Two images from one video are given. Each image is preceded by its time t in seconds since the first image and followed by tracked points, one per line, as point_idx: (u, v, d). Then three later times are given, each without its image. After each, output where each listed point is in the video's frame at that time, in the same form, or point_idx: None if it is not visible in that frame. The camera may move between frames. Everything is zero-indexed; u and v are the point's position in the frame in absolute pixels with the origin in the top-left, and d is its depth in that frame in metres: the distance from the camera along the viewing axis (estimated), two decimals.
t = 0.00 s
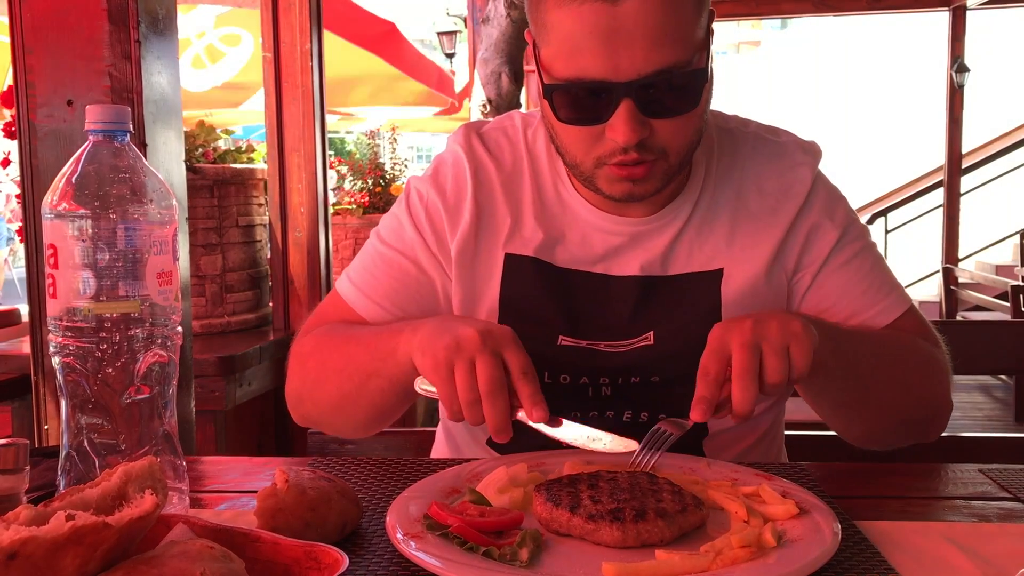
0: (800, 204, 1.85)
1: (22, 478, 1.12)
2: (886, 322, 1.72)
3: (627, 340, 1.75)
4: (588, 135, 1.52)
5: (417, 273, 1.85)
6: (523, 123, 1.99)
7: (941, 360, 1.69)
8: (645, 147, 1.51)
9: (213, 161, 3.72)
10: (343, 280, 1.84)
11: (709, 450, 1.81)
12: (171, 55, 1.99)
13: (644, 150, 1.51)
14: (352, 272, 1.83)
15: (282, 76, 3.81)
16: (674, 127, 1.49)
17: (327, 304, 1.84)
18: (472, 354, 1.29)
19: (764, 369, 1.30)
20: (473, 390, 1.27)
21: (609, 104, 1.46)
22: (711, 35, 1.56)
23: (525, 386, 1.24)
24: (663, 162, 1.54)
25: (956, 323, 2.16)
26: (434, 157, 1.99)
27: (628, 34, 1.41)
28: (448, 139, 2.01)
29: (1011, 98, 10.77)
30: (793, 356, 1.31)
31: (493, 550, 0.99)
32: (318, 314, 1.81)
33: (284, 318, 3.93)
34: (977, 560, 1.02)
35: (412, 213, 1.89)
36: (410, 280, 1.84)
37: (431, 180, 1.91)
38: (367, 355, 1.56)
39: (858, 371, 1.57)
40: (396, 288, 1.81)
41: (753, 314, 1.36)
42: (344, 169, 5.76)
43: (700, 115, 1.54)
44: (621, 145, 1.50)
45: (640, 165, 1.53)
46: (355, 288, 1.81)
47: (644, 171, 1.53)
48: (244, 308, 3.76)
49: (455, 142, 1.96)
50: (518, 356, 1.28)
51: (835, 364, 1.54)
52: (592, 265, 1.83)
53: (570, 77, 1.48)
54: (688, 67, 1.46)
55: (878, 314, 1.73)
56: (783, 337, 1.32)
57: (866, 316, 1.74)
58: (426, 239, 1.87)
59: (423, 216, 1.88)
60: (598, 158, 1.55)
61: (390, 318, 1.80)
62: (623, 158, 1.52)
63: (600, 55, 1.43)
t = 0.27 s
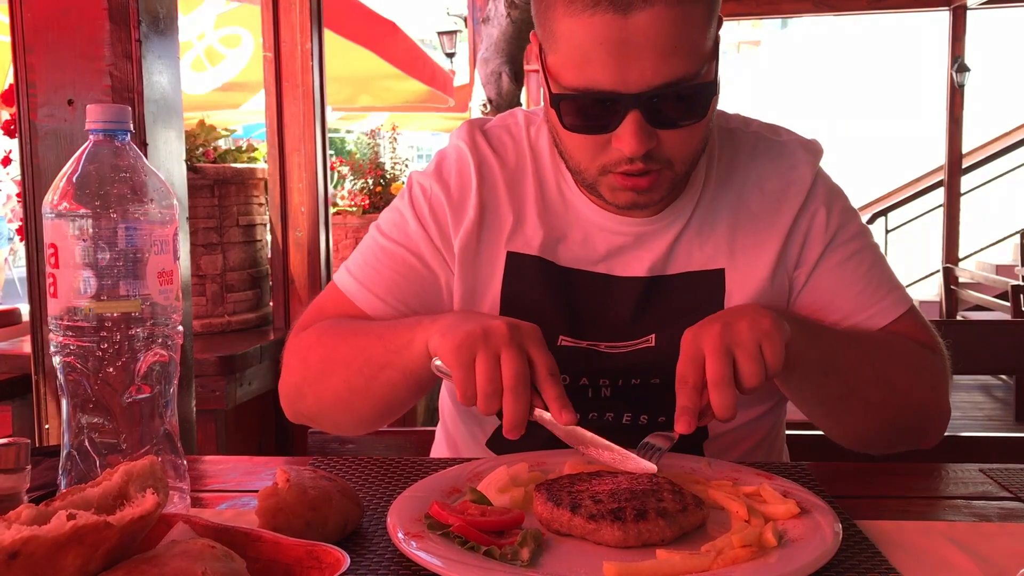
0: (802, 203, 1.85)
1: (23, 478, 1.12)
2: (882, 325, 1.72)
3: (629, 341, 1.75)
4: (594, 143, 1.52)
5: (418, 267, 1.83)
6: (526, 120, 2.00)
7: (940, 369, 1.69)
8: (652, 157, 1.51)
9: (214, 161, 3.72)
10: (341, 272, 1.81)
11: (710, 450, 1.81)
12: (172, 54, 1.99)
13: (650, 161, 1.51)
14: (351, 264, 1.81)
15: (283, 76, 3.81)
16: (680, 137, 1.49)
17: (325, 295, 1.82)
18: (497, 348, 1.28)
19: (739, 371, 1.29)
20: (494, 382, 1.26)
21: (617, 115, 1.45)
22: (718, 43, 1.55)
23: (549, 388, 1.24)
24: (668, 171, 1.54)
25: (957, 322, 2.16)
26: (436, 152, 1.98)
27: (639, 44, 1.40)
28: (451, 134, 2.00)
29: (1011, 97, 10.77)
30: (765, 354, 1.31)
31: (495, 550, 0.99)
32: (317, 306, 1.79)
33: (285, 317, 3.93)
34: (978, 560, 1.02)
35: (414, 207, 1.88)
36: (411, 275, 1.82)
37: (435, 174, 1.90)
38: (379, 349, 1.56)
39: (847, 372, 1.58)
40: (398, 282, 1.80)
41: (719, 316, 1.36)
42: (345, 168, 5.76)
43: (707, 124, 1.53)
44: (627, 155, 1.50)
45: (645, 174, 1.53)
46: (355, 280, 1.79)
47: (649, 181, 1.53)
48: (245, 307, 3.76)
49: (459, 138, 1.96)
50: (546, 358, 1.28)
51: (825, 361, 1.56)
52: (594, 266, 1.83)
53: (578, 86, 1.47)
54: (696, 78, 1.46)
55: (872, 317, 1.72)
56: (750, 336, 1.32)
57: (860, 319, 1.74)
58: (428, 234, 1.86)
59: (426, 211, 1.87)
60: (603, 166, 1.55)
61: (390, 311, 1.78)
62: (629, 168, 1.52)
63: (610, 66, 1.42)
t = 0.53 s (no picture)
0: (803, 203, 1.84)
1: (22, 477, 1.11)
2: (879, 327, 1.72)
3: (628, 341, 1.75)
4: (598, 145, 1.52)
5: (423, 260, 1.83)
6: (529, 114, 2.00)
7: (937, 373, 1.68)
8: (657, 160, 1.51)
9: (214, 161, 3.72)
10: (343, 264, 1.80)
11: (709, 450, 1.81)
12: (172, 54, 2.00)
13: (654, 164, 1.51)
14: (353, 255, 1.80)
15: (283, 75, 3.81)
16: (686, 141, 1.49)
17: (327, 287, 1.81)
18: (512, 352, 1.27)
19: (734, 372, 1.29)
20: (508, 386, 1.25)
21: (625, 118, 1.45)
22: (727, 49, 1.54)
23: (562, 391, 1.24)
24: (672, 174, 1.54)
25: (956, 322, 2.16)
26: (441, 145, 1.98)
27: (648, 48, 1.39)
28: (454, 128, 2.00)
29: (1011, 97, 10.76)
30: (759, 353, 1.31)
31: (494, 550, 0.99)
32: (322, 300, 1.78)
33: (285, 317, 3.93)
34: (978, 560, 1.02)
35: (417, 201, 1.87)
36: (415, 267, 1.81)
37: (439, 167, 1.90)
38: (388, 347, 1.56)
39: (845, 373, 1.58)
40: (402, 274, 1.79)
41: (713, 315, 1.35)
42: (345, 168, 5.75)
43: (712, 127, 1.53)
44: (632, 158, 1.50)
45: (649, 176, 1.53)
46: (357, 272, 1.78)
47: (653, 182, 1.53)
48: (245, 307, 3.76)
49: (463, 132, 1.96)
50: (560, 364, 1.27)
51: (821, 362, 1.55)
52: (596, 264, 1.82)
53: (586, 89, 1.46)
54: (704, 83, 1.45)
55: (868, 320, 1.73)
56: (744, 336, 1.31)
57: (855, 322, 1.75)
58: (432, 227, 1.85)
59: (429, 204, 1.86)
60: (607, 167, 1.55)
61: (394, 303, 1.77)
62: (633, 170, 1.52)
63: (619, 69, 1.42)
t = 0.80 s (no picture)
0: (803, 201, 1.84)
1: (23, 477, 1.11)
2: (875, 326, 1.73)
3: (631, 338, 1.75)
4: (593, 140, 1.52)
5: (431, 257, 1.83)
6: (533, 112, 2.01)
7: (933, 372, 1.68)
8: (653, 153, 1.51)
9: (214, 161, 3.72)
10: (350, 263, 1.81)
11: (709, 450, 1.81)
12: (173, 54, 2.00)
13: (651, 157, 1.51)
14: (360, 254, 1.80)
15: (283, 75, 3.81)
16: (682, 134, 1.49)
17: (335, 288, 1.81)
18: (531, 367, 1.27)
19: (731, 374, 1.29)
20: (524, 400, 1.24)
21: (619, 113, 1.45)
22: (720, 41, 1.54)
23: (579, 407, 1.24)
24: (669, 167, 1.53)
25: (956, 322, 2.16)
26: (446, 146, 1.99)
27: (640, 42, 1.40)
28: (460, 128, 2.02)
29: (1012, 98, 10.76)
30: (756, 354, 1.31)
31: (495, 549, 0.99)
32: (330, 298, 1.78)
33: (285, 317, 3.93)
34: (978, 560, 1.02)
35: (422, 199, 1.88)
36: (423, 264, 1.81)
37: (445, 166, 1.91)
38: (403, 354, 1.56)
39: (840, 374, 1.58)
40: (410, 271, 1.79)
41: (710, 317, 1.36)
42: (345, 168, 5.76)
43: (708, 122, 1.53)
44: (627, 152, 1.50)
45: (645, 171, 1.53)
46: (363, 270, 1.78)
47: (649, 176, 1.53)
48: (245, 307, 3.76)
49: (468, 131, 1.97)
50: (577, 380, 1.27)
51: (817, 362, 1.56)
52: (599, 262, 1.83)
53: (580, 84, 1.47)
54: (698, 77, 1.46)
55: (863, 319, 1.74)
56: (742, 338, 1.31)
57: (852, 321, 1.75)
58: (439, 224, 1.85)
59: (435, 202, 1.87)
60: (603, 161, 1.55)
61: (402, 299, 1.77)
62: (628, 164, 1.52)
63: (612, 64, 1.42)
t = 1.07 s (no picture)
0: (805, 203, 1.84)
1: (23, 478, 1.11)
2: (874, 331, 1.73)
3: (629, 335, 1.75)
4: (602, 138, 1.52)
5: (432, 253, 1.83)
6: (536, 109, 2.01)
7: (931, 378, 1.68)
8: (661, 155, 1.51)
9: (214, 161, 3.72)
10: (356, 263, 1.82)
11: (710, 451, 1.81)
12: (173, 54, 2.00)
13: (659, 159, 1.51)
14: (363, 252, 1.82)
15: (283, 76, 3.81)
16: (691, 137, 1.49)
17: (341, 287, 1.83)
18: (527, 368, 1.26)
19: (735, 378, 1.29)
20: (518, 402, 1.24)
21: (629, 112, 1.45)
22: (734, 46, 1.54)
23: (572, 408, 1.23)
24: (675, 168, 1.54)
25: (956, 323, 2.16)
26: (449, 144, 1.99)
27: (657, 44, 1.39)
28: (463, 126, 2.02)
29: (1011, 98, 10.76)
30: (758, 358, 1.32)
31: (495, 550, 0.99)
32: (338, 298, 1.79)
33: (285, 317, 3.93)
34: (977, 560, 1.02)
35: (426, 197, 1.88)
36: (424, 260, 1.81)
37: (447, 164, 1.92)
38: (407, 355, 1.55)
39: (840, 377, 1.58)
40: (411, 268, 1.79)
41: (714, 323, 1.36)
42: (345, 169, 5.75)
43: (717, 127, 1.53)
44: (635, 153, 1.50)
45: (651, 171, 1.53)
46: (369, 270, 1.79)
47: (654, 176, 1.53)
48: (245, 307, 3.77)
49: (470, 128, 1.97)
50: (573, 383, 1.26)
51: (817, 365, 1.55)
52: (598, 259, 1.83)
53: (593, 83, 1.46)
54: (711, 82, 1.45)
55: (862, 325, 1.74)
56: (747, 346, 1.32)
57: (851, 325, 1.76)
58: (441, 220, 1.86)
59: (437, 199, 1.87)
60: (608, 159, 1.55)
61: (403, 295, 1.77)
62: (635, 164, 1.52)
63: (626, 64, 1.41)
